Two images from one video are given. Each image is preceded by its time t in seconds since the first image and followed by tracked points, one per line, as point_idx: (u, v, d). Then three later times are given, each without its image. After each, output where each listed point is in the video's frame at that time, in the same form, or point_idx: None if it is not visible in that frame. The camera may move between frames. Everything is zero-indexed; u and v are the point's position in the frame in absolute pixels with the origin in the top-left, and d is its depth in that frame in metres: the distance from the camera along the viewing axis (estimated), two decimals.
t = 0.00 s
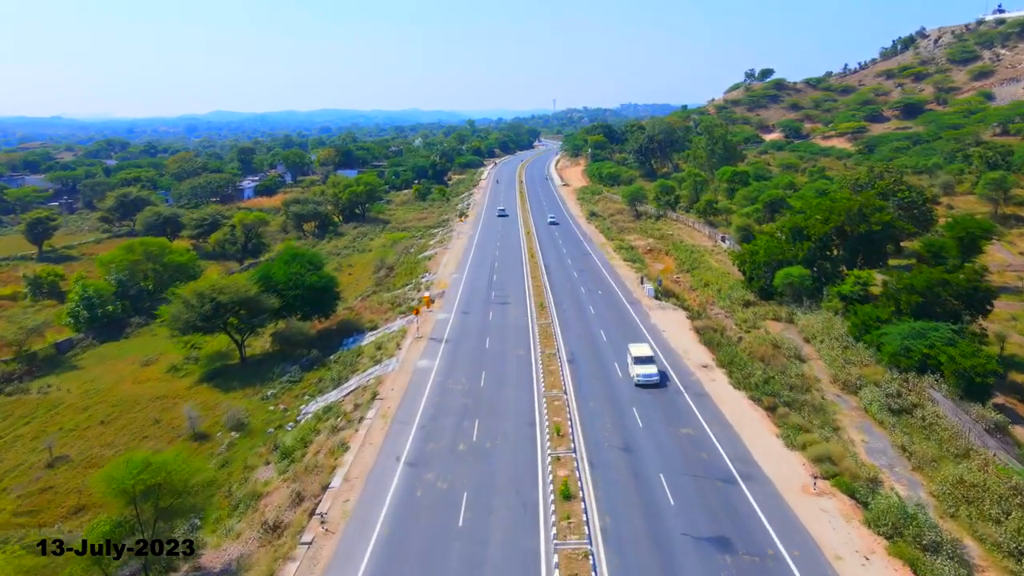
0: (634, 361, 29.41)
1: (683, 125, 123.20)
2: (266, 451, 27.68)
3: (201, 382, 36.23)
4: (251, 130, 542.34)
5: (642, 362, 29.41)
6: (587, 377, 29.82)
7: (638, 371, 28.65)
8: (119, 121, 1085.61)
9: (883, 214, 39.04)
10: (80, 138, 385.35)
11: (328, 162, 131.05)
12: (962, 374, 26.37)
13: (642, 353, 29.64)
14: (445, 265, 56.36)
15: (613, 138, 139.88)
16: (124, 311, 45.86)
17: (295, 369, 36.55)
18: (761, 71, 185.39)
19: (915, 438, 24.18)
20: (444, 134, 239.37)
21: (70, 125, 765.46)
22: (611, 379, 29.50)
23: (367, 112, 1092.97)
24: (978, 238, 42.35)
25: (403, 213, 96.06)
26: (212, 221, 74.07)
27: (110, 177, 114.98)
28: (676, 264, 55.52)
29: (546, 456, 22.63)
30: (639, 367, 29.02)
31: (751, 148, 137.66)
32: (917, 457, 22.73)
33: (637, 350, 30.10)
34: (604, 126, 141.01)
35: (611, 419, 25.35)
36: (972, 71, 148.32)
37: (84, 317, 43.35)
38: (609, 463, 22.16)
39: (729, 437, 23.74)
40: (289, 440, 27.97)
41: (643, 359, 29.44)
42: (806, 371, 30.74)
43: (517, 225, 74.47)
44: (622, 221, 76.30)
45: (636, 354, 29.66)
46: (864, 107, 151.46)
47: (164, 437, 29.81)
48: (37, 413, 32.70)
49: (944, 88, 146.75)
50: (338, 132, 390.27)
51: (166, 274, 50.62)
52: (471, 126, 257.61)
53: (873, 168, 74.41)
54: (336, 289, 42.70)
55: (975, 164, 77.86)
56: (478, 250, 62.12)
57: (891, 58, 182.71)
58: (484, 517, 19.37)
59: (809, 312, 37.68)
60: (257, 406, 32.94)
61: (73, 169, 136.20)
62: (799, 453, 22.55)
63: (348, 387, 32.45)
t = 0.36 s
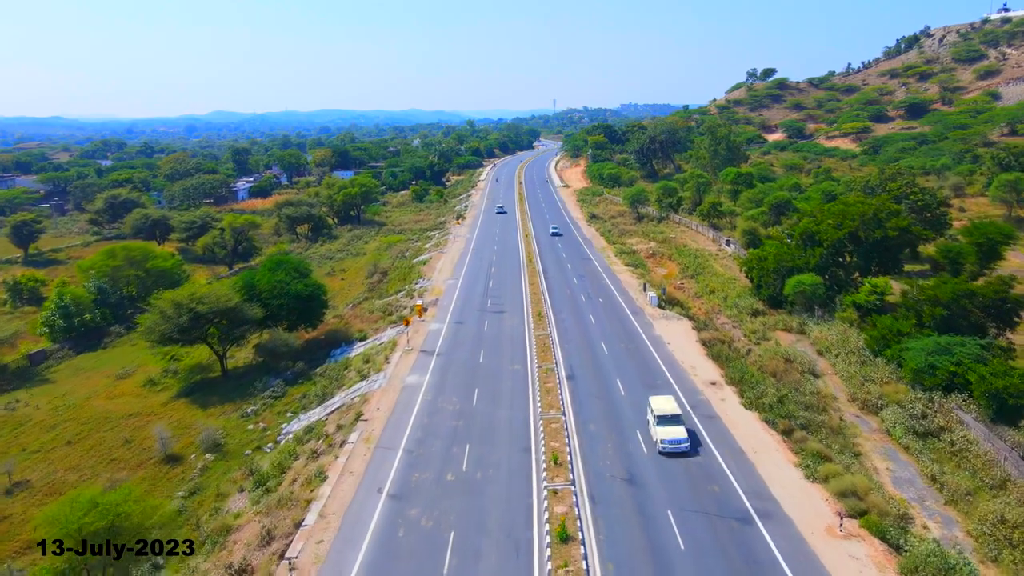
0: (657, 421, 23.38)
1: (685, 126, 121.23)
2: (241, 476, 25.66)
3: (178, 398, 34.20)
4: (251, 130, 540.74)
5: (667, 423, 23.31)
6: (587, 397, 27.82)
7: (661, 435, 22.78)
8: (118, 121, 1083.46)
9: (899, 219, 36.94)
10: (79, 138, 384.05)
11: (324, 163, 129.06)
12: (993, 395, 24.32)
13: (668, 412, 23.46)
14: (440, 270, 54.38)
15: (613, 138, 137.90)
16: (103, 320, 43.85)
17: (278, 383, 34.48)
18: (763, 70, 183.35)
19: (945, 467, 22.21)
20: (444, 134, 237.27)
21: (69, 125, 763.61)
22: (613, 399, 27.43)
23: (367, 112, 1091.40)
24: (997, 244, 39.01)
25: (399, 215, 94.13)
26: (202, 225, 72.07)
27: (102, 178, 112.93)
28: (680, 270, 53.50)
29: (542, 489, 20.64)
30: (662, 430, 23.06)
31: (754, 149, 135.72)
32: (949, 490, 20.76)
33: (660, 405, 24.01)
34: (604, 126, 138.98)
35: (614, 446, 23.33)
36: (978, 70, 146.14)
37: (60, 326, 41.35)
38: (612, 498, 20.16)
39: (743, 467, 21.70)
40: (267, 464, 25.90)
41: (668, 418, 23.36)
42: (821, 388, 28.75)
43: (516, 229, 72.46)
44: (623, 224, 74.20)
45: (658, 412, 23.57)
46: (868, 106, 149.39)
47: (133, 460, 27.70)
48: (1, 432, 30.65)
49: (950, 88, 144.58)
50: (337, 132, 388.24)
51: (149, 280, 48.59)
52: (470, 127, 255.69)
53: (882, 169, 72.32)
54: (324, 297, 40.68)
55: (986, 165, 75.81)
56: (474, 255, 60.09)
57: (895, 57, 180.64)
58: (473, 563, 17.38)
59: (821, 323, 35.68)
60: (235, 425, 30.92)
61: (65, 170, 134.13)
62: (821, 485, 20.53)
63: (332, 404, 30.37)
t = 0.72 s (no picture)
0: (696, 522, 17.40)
1: (686, 126, 119.30)
2: (213, 506, 23.62)
3: (152, 416, 32.18)
4: (250, 130, 539.11)
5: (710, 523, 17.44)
6: (588, 419, 25.79)
7: (704, 544, 16.88)
8: (117, 121, 1082.63)
9: (918, 225, 34.90)
10: (75, 138, 381.32)
11: (320, 163, 127.16)
12: None
13: (708, 502, 17.81)
14: (435, 275, 52.41)
15: (614, 138, 135.96)
16: (80, 329, 41.83)
17: (260, 400, 32.41)
18: (766, 70, 181.36)
19: (981, 502, 20.31)
20: (443, 134, 235.40)
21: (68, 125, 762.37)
22: (615, 421, 25.44)
23: (367, 112, 1089.81)
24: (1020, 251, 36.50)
25: (396, 217, 92.22)
26: (192, 228, 70.08)
27: (94, 179, 111.05)
28: (684, 276, 51.54)
29: (538, 529, 18.64)
30: (705, 534, 17.20)
31: (757, 150, 133.81)
32: (989, 530, 18.88)
33: (698, 495, 18.23)
34: (604, 126, 136.99)
35: (616, 477, 21.38)
36: (983, 69, 144.08)
37: (34, 336, 39.35)
38: (614, 538, 18.24)
39: (761, 505, 19.63)
40: (241, 492, 23.93)
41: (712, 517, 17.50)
42: (839, 407, 26.77)
43: (514, 232, 70.48)
44: (625, 227, 72.21)
45: (698, 508, 17.64)
46: (872, 106, 147.41)
47: (97, 487, 25.74)
48: None
49: (955, 88, 142.54)
50: (336, 132, 386.32)
51: (131, 287, 46.59)
52: (470, 127, 253.83)
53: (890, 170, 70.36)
54: (310, 306, 38.66)
55: (997, 166, 73.83)
56: (471, 260, 58.12)
57: (899, 56, 178.63)
58: None
59: (835, 335, 33.69)
60: (212, 446, 29.01)
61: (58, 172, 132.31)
62: (848, 526, 18.53)
63: (314, 423, 28.30)
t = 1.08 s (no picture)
0: None
1: (688, 126, 117.36)
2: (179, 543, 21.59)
3: (124, 436, 30.10)
4: (249, 130, 537.30)
5: None
6: (589, 445, 23.76)
7: None
8: (117, 121, 1081.90)
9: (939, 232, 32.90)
10: (73, 138, 379.59)
11: (317, 165, 125.36)
12: None
13: None
14: (429, 282, 50.44)
15: (614, 139, 134.07)
16: (56, 340, 39.86)
17: (239, 419, 30.39)
18: (768, 69, 179.38)
19: None
20: (442, 134, 233.34)
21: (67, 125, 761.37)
22: (619, 449, 23.41)
23: (366, 112, 1088.42)
24: None
25: (392, 220, 90.38)
26: (181, 232, 68.08)
27: (86, 181, 109.25)
28: (689, 283, 49.56)
29: None
30: None
31: (760, 150, 131.85)
32: None
33: None
34: (605, 127, 134.95)
35: (621, 517, 19.36)
36: (990, 68, 141.95)
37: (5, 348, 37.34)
38: None
39: (782, 551, 17.63)
40: (210, 527, 21.92)
41: None
42: (861, 430, 24.83)
43: (512, 236, 68.51)
44: (626, 230, 70.22)
45: None
46: (877, 106, 145.42)
47: (57, 519, 23.70)
48: None
49: (961, 87, 140.45)
50: (335, 132, 385.29)
51: (111, 294, 44.52)
52: (469, 127, 251.94)
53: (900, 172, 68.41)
54: (296, 317, 36.65)
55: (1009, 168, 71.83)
56: (467, 265, 56.12)
57: (903, 55, 176.60)
58: None
59: (852, 348, 31.77)
60: (185, 470, 26.95)
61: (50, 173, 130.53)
62: None
63: (295, 446, 26.24)
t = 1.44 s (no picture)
0: None
1: (690, 126, 115.27)
2: None
3: (91, 461, 28.04)
4: (248, 130, 535.14)
5: None
6: (590, 477, 21.78)
7: None
8: (116, 121, 1080.04)
9: (964, 241, 30.86)
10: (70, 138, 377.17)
11: (312, 166, 123.34)
12: None
13: None
14: (423, 290, 48.46)
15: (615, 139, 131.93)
16: (28, 353, 37.79)
17: (215, 442, 28.32)
18: (771, 68, 177.20)
19: None
20: (441, 135, 231.17)
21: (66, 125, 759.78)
22: (623, 483, 21.38)
23: (366, 112, 1086.79)
24: None
25: (388, 222, 88.40)
26: (168, 237, 66.05)
27: (76, 182, 107.12)
28: (695, 291, 47.59)
29: None
30: None
31: (763, 151, 129.71)
32: None
33: None
34: (606, 127, 132.86)
35: (626, 566, 17.32)
36: (996, 67, 139.80)
37: None
38: None
39: None
40: (173, 570, 19.86)
41: None
42: (886, 460, 22.91)
43: (511, 240, 66.54)
44: (628, 234, 68.15)
45: None
46: (881, 106, 143.30)
47: (9, 559, 21.64)
48: None
49: (967, 87, 138.33)
50: (333, 132, 383.26)
51: (88, 304, 42.46)
52: (469, 127, 249.88)
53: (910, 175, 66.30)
54: (280, 330, 34.60)
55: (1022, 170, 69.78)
56: (463, 272, 54.14)
57: (907, 54, 174.51)
58: None
59: (870, 365, 29.83)
60: (153, 500, 24.86)
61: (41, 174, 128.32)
62: None
63: (272, 475, 24.25)
